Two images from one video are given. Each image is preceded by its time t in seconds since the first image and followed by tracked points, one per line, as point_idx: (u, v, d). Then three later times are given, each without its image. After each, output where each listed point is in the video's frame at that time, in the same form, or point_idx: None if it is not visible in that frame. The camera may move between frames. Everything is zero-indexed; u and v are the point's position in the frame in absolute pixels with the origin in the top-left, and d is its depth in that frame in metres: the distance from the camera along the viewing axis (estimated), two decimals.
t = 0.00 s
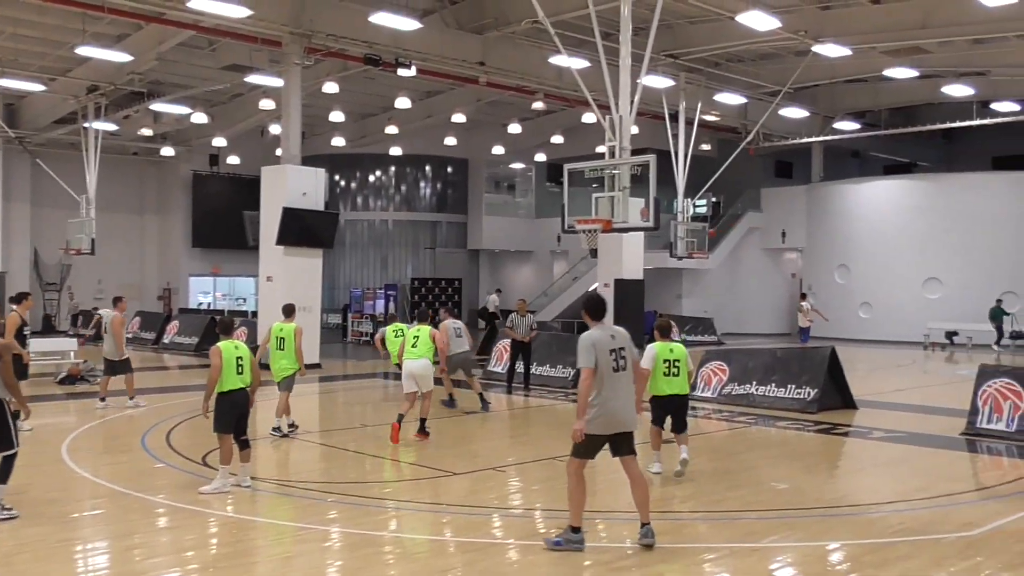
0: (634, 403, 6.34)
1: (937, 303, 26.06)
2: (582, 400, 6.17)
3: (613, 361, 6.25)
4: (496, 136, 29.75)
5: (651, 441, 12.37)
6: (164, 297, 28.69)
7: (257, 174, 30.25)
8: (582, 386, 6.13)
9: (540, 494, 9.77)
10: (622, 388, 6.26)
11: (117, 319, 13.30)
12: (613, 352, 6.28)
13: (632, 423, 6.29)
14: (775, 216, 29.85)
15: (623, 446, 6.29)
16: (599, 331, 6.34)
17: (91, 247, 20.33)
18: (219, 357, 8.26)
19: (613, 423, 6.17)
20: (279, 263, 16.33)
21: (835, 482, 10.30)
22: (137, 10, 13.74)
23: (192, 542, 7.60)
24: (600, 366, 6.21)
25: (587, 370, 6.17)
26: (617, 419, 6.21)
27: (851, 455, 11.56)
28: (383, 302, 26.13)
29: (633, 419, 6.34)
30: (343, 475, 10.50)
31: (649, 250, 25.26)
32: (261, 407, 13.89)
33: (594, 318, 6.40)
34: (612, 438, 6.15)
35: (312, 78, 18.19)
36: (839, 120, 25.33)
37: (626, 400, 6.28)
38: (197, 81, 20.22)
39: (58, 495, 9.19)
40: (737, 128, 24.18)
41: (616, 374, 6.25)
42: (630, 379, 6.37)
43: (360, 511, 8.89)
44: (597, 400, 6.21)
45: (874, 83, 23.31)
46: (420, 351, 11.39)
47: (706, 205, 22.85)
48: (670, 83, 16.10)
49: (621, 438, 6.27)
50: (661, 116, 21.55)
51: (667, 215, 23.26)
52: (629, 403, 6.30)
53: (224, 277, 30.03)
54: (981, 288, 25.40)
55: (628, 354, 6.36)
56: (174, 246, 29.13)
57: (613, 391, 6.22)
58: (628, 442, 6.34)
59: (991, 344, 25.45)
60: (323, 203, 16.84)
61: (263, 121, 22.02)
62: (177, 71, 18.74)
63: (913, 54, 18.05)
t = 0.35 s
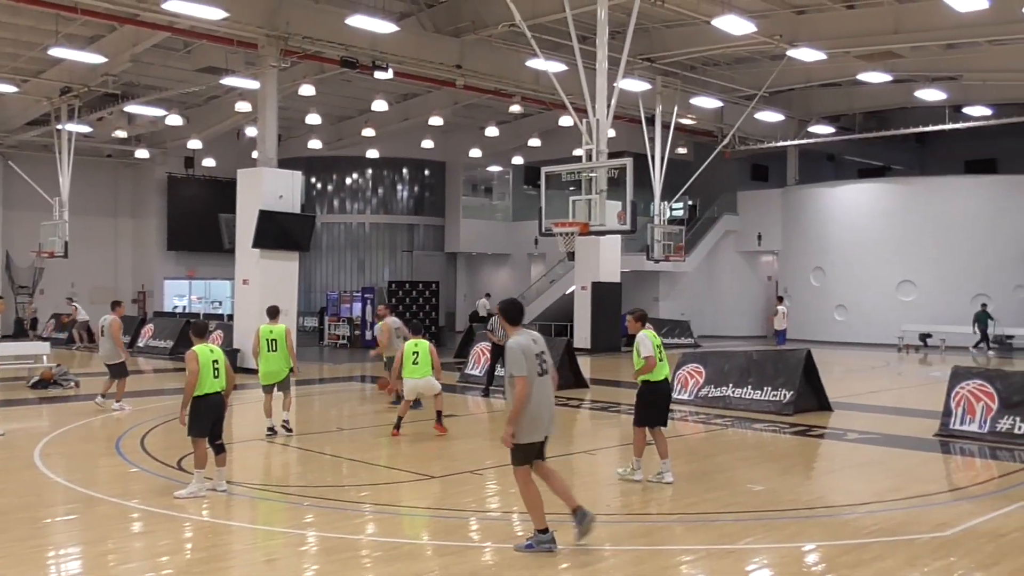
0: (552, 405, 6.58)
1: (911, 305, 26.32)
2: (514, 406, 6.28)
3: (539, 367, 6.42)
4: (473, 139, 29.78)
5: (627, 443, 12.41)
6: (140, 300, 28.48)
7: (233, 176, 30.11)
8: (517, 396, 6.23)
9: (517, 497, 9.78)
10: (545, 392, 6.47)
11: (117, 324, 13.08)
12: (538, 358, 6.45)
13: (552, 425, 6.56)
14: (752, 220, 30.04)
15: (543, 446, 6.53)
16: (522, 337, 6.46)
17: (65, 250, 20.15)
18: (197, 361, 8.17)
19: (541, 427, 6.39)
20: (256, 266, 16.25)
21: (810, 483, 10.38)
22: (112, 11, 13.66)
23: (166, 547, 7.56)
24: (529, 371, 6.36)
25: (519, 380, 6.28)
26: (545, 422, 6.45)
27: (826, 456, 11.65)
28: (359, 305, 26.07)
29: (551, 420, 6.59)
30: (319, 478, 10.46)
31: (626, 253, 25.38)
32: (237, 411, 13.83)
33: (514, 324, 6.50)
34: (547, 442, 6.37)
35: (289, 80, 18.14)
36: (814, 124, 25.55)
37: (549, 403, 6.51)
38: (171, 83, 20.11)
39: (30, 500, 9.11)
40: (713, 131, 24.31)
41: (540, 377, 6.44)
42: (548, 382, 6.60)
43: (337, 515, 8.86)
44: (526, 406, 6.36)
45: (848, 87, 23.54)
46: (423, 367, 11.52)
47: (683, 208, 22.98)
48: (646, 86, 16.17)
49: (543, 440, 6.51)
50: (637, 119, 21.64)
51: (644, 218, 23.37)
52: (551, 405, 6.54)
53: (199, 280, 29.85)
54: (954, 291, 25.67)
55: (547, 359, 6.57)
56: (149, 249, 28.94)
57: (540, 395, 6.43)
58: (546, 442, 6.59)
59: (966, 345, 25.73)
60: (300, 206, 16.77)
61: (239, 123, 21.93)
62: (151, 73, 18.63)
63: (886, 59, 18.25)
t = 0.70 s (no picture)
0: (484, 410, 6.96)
1: (895, 307, 26.48)
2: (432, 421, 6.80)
3: (452, 383, 6.82)
4: (459, 141, 29.78)
5: (613, 446, 12.43)
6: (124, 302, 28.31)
7: (219, 178, 30.01)
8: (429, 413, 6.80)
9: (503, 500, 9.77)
10: (467, 402, 6.88)
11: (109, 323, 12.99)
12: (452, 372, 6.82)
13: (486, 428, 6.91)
14: (737, 222, 30.13)
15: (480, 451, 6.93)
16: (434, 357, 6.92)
17: (48, 253, 20.01)
18: (179, 367, 8.17)
19: (469, 436, 6.83)
20: (241, 269, 16.19)
21: (796, 485, 10.42)
22: (96, 13, 13.64)
23: (150, 551, 7.53)
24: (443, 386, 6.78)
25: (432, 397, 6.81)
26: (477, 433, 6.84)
27: (812, 459, 11.70)
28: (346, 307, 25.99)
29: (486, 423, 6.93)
30: (304, 482, 10.43)
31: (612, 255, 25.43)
32: (223, 415, 13.77)
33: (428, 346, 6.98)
34: (479, 451, 6.81)
35: (275, 82, 18.10)
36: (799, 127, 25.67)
37: (473, 411, 6.89)
38: (156, 86, 20.03)
39: (12, 504, 9.04)
40: (699, 134, 24.39)
41: (464, 391, 6.88)
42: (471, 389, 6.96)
43: (324, 519, 8.84)
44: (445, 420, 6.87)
45: (833, 90, 23.68)
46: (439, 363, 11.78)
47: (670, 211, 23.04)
48: (632, 90, 16.20)
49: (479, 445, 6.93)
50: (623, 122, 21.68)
51: (630, 220, 23.42)
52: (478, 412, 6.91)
53: (185, 283, 29.69)
54: (938, 293, 25.84)
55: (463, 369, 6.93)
56: (134, 251, 28.79)
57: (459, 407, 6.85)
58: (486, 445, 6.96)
59: (950, 347, 25.90)
60: (286, 209, 16.72)
61: (224, 126, 21.87)
62: (135, 75, 18.56)
63: (870, 62, 18.35)
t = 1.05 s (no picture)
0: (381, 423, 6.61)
1: (891, 310, 26.48)
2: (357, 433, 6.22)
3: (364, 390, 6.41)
4: (454, 145, 29.80)
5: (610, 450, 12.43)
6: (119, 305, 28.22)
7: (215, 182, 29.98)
8: (359, 422, 6.21)
9: (499, 504, 9.76)
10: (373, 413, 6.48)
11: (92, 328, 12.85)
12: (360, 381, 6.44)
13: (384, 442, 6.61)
14: (733, 225, 30.14)
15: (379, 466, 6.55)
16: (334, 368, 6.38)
17: (43, 256, 19.92)
18: (155, 374, 8.20)
19: (378, 447, 6.41)
20: (237, 273, 16.16)
21: (792, 489, 10.42)
22: (91, 16, 13.63)
23: (145, 555, 7.49)
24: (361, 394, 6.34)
25: (355, 407, 6.24)
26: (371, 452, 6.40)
27: (808, 462, 11.70)
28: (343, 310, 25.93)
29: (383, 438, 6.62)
30: (300, 486, 10.40)
31: (608, 259, 25.45)
32: (218, 418, 13.73)
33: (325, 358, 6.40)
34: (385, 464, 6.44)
35: (270, 86, 18.09)
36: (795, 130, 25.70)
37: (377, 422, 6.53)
38: (151, 90, 19.99)
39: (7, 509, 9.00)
40: (694, 137, 24.41)
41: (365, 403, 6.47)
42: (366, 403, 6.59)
43: (321, 522, 8.82)
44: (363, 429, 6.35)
45: (829, 94, 23.71)
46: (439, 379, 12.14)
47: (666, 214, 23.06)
48: (628, 93, 16.22)
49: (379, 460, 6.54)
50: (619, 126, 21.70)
51: (626, 223, 23.44)
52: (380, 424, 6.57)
53: (180, 286, 29.58)
54: (934, 296, 25.86)
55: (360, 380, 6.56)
56: (129, 255, 28.71)
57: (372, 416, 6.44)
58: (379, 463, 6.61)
59: (945, 350, 25.91)
60: (281, 213, 16.70)
61: (220, 129, 21.85)
62: (131, 79, 18.53)
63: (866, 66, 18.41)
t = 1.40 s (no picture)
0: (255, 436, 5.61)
1: (894, 313, 26.43)
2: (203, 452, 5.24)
3: (230, 404, 5.40)
4: (455, 146, 29.82)
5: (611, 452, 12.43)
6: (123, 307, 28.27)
7: (216, 183, 30.06)
8: (201, 440, 5.20)
9: (500, 506, 9.76)
10: (240, 428, 5.48)
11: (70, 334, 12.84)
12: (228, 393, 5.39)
13: (256, 462, 5.61)
14: (735, 227, 30.12)
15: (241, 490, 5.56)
16: (203, 373, 5.34)
17: (45, 258, 19.97)
18: (119, 378, 8.06)
19: (242, 469, 5.46)
20: (240, 274, 16.19)
21: (795, 491, 10.40)
22: (94, 19, 13.69)
23: (150, 556, 7.52)
24: (219, 410, 5.31)
25: (203, 422, 5.24)
26: (247, 463, 5.49)
27: (811, 465, 11.69)
28: (346, 311, 25.94)
29: (255, 457, 5.60)
30: (301, 487, 10.42)
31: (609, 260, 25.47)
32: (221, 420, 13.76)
33: (193, 360, 5.35)
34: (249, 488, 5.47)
35: (272, 88, 18.13)
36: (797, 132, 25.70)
37: (246, 439, 5.52)
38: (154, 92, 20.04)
39: (10, 509, 9.03)
40: (696, 139, 24.41)
41: (237, 412, 5.44)
42: (243, 415, 5.55)
43: (324, 523, 8.83)
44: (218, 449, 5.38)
45: (831, 95, 23.68)
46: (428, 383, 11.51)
47: (667, 216, 23.06)
48: (629, 95, 16.22)
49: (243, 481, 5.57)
50: (621, 127, 21.70)
51: (627, 225, 23.45)
52: (250, 440, 5.55)
53: (182, 288, 29.63)
54: (936, 297, 25.80)
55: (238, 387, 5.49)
56: (131, 256, 28.80)
57: (238, 433, 5.45)
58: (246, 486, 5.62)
59: (948, 353, 25.85)
60: (283, 214, 16.71)
61: (222, 131, 21.91)
62: (132, 81, 18.59)
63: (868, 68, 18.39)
